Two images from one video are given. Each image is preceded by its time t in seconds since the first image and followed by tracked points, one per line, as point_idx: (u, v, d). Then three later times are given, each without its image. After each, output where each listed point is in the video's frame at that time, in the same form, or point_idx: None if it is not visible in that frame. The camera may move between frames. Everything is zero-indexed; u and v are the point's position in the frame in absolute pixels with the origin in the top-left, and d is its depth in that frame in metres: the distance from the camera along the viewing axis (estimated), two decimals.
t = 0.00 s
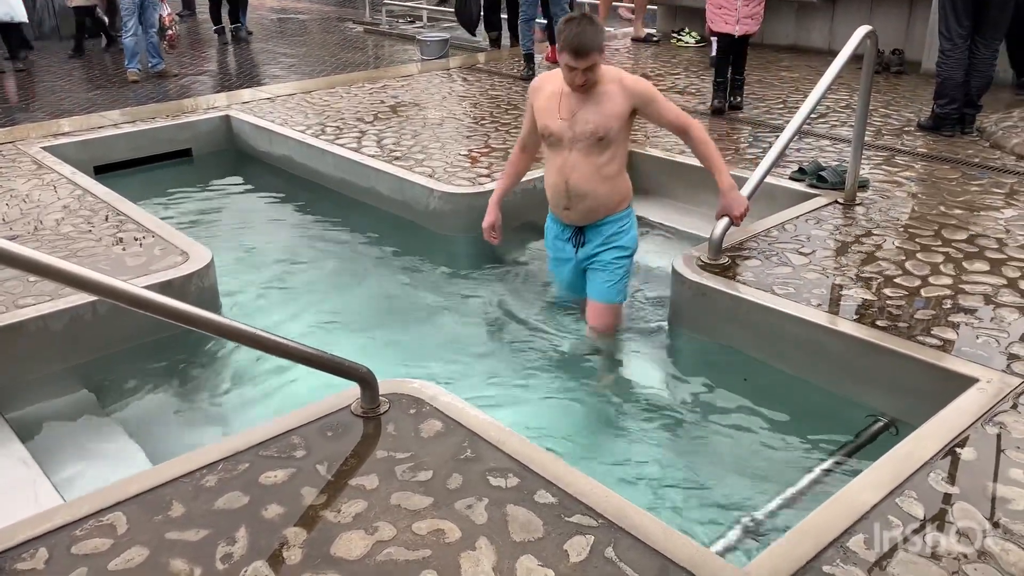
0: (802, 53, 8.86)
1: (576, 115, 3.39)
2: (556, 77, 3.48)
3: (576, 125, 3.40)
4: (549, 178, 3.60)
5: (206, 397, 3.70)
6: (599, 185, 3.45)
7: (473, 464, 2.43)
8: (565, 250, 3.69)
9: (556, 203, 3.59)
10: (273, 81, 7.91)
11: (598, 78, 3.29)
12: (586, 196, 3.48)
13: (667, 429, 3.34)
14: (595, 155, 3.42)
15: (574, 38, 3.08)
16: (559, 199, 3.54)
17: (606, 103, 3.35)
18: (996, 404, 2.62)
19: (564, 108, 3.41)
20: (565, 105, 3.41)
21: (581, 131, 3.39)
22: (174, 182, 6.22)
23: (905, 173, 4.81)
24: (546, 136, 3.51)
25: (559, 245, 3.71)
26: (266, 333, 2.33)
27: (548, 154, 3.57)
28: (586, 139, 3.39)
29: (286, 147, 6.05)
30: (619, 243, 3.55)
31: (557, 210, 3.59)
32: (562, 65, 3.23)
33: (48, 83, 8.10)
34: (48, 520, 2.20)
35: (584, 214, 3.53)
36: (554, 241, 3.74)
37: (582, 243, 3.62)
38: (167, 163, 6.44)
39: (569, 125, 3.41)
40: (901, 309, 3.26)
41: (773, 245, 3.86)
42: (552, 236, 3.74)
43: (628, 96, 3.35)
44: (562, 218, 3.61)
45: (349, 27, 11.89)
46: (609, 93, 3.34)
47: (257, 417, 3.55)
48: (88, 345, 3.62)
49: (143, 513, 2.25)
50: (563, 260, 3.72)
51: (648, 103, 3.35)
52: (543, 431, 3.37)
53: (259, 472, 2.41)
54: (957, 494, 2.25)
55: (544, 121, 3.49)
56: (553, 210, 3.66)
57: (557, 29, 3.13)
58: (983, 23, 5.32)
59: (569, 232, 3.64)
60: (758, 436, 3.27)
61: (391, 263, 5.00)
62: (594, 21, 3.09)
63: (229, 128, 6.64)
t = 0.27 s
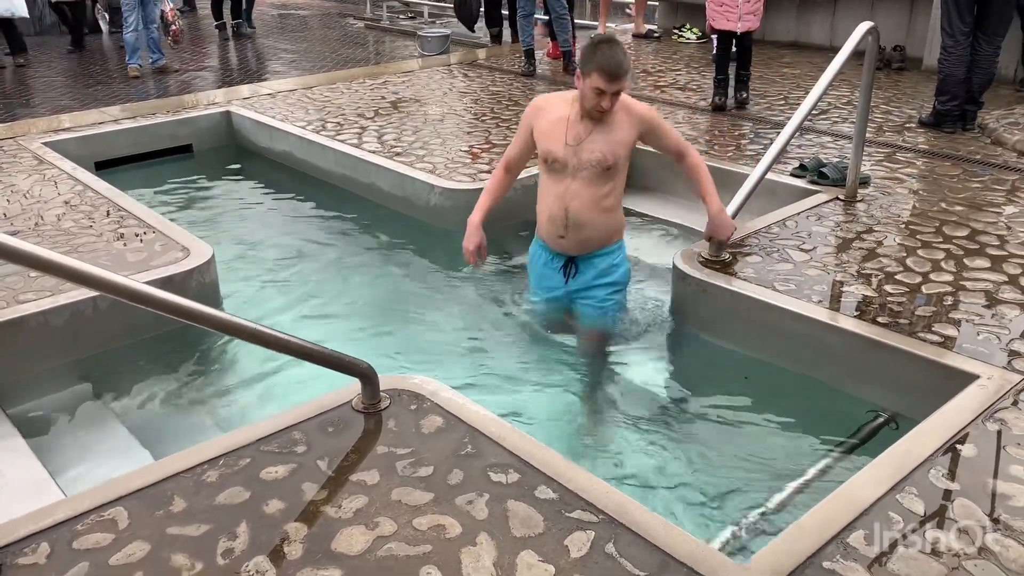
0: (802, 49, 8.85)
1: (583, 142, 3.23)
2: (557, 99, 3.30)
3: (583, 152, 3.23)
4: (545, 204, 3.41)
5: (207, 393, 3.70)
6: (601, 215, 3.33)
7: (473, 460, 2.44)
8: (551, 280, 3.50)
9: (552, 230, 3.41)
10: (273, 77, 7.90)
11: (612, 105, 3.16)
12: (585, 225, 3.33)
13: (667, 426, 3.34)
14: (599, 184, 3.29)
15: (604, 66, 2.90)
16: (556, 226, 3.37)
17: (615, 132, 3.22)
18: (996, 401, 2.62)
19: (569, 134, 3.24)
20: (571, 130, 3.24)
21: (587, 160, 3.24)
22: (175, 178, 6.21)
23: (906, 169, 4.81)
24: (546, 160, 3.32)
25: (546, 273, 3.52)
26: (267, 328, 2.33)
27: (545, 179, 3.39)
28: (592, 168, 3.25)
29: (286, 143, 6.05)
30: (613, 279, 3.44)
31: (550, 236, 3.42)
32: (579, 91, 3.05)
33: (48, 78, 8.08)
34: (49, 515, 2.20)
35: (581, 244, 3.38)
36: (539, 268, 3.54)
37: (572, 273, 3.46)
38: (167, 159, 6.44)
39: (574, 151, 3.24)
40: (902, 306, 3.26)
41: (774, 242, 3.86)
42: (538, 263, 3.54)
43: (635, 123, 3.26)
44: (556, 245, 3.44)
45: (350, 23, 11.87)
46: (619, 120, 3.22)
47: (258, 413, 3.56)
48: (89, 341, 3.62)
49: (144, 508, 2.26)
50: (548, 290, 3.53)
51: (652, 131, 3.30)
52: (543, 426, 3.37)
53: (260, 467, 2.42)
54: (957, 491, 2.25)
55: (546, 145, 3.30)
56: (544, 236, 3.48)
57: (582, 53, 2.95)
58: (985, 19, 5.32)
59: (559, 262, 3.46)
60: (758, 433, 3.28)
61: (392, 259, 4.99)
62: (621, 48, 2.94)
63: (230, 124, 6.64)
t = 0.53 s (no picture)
0: (803, 44, 8.84)
1: (597, 199, 3.18)
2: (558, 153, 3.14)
3: (597, 209, 3.20)
4: (552, 258, 3.35)
5: (207, 388, 3.71)
6: (610, 263, 3.39)
7: (473, 454, 2.44)
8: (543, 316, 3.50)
9: (562, 283, 3.40)
10: (273, 72, 7.89)
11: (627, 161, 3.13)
12: (596, 275, 3.39)
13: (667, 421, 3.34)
14: (610, 236, 3.31)
15: (637, 129, 2.83)
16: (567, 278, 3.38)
17: (626, 183, 3.23)
18: (996, 396, 2.63)
19: (583, 193, 3.16)
20: (584, 189, 3.16)
21: (602, 216, 3.22)
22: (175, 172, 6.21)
23: (905, 164, 4.80)
24: (557, 218, 3.23)
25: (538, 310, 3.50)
26: (267, 322, 2.33)
27: (550, 234, 3.30)
28: (606, 224, 3.25)
29: (286, 137, 6.04)
30: (607, 328, 3.56)
31: (557, 284, 3.40)
32: (603, 156, 2.95)
33: (47, 73, 8.06)
34: (49, 509, 2.21)
35: (589, 292, 3.45)
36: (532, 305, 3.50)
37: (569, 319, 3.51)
38: (167, 153, 6.43)
39: (589, 209, 3.20)
40: (901, 301, 3.26)
41: (773, 237, 3.86)
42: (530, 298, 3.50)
43: (637, 168, 3.29)
44: (561, 295, 3.44)
45: (349, 17, 11.84)
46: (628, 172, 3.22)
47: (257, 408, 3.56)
48: (89, 335, 3.62)
49: (144, 502, 2.26)
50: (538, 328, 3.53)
51: (652, 173, 3.35)
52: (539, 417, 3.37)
53: (260, 461, 2.42)
54: (956, 486, 2.25)
55: (557, 203, 3.19)
56: (547, 287, 3.44)
57: (613, 122, 2.83)
58: (985, 14, 5.31)
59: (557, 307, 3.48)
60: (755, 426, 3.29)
61: (391, 254, 4.99)
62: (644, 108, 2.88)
63: (229, 118, 6.63)
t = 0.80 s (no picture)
0: (800, 36, 8.82)
1: (579, 191, 3.09)
2: (529, 155, 3.06)
3: (581, 201, 3.11)
4: (543, 264, 3.24)
5: (203, 379, 3.70)
6: (600, 258, 3.29)
7: (469, 445, 2.44)
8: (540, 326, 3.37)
9: (558, 287, 3.29)
10: (269, 62, 7.85)
11: (597, 146, 3.08)
12: (589, 273, 3.28)
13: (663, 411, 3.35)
14: (596, 230, 3.22)
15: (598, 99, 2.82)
16: (562, 282, 3.26)
17: (603, 172, 3.16)
18: (991, 387, 2.63)
19: (564, 189, 3.07)
20: (564, 185, 3.07)
21: (588, 208, 3.13)
22: (170, 162, 6.18)
23: (903, 156, 4.80)
24: (543, 220, 3.12)
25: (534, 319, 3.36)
26: (263, 313, 2.33)
27: (538, 240, 3.19)
28: (592, 216, 3.16)
29: (282, 128, 6.02)
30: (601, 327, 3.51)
31: (552, 290, 3.29)
32: (576, 138, 2.89)
33: (42, 63, 8.02)
34: (44, 499, 2.20)
35: (584, 293, 3.37)
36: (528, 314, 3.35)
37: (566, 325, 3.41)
38: (163, 144, 6.40)
39: (573, 203, 3.10)
40: (898, 292, 3.26)
41: (770, 228, 3.85)
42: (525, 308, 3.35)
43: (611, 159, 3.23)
44: (557, 301, 3.34)
45: (346, 8, 11.78)
46: (602, 160, 3.16)
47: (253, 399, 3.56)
48: (84, 326, 3.61)
49: (139, 492, 2.25)
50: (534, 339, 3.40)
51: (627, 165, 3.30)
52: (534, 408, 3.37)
53: (256, 452, 2.42)
54: (951, 476, 2.26)
55: (540, 205, 3.09)
56: (543, 296, 3.34)
57: (574, 99, 2.82)
58: (984, 4, 5.28)
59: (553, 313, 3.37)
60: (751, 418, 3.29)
61: (388, 245, 4.98)
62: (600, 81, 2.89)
63: (225, 108, 6.60)
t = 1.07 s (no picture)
0: (795, 24, 8.79)
1: (556, 192, 3.04)
2: (499, 163, 3.02)
3: (559, 203, 3.05)
4: (528, 272, 3.14)
5: (194, 367, 3.68)
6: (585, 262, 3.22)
7: (461, 432, 2.43)
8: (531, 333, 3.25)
9: (545, 293, 3.19)
10: (262, 48, 7.79)
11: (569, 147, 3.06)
12: (575, 276, 3.21)
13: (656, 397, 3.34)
14: (580, 232, 3.16)
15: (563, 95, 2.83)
16: (551, 287, 3.17)
17: (579, 173, 3.12)
18: (984, 374, 2.63)
19: (541, 192, 3.02)
20: (540, 189, 3.02)
21: (567, 210, 3.07)
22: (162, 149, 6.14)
23: (897, 144, 4.79)
24: (522, 226, 3.04)
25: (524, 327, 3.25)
26: (255, 300, 2.31)
27: (519, 247, 3.10)
28: (573, 218, 3.09)
29: (274, 115, 5.98)
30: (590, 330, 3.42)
31: (541, 296, 3.19)
32: (547, 137, 2.87)
33: (32, 48, 7.94)
34: (33, 486, 2.19)
35: (573, 297, 3.28)
36: (517, 323, 3.25)
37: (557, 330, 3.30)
38: (154, 131, 6.35)
39: (551, 206, 3.04)
40: (892, 280, 3.25)
41: (764, 216, 3.84)
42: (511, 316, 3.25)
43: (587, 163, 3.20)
44: (547, 307, 3.23)
45: None
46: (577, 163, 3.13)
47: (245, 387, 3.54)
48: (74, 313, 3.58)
49: (130, 480, 2.24)
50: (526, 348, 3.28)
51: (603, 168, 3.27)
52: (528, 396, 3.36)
53: (246, 439, 2.40)
54: (943, 464, 2.26)
55: (517, 210, 3.02)
56: (531, 303, 3.22)
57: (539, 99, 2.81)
58: None
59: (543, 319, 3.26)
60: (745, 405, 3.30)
61: (381, 233, 4.96)
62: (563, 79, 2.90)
63: (217, 95, 6.55)
